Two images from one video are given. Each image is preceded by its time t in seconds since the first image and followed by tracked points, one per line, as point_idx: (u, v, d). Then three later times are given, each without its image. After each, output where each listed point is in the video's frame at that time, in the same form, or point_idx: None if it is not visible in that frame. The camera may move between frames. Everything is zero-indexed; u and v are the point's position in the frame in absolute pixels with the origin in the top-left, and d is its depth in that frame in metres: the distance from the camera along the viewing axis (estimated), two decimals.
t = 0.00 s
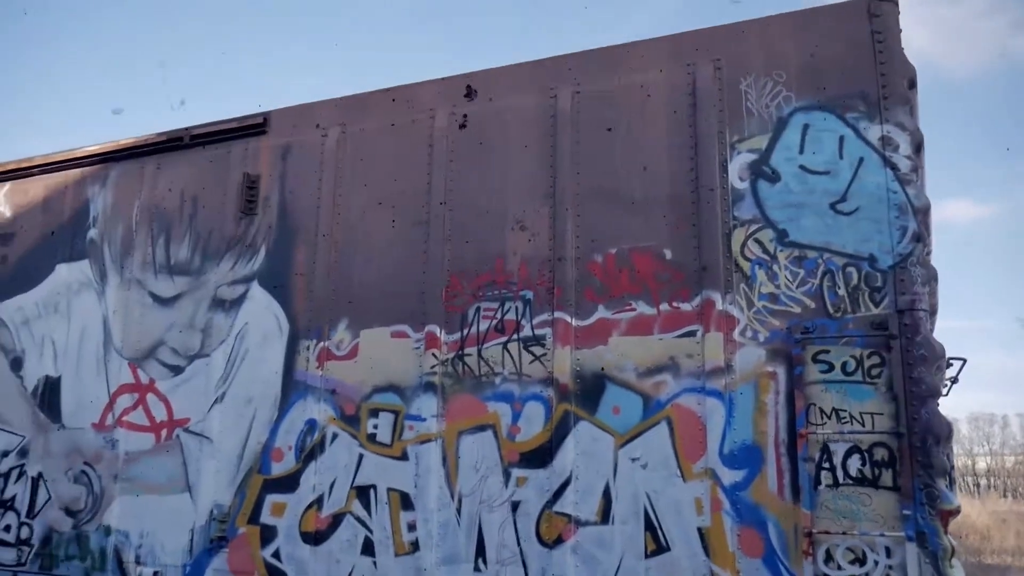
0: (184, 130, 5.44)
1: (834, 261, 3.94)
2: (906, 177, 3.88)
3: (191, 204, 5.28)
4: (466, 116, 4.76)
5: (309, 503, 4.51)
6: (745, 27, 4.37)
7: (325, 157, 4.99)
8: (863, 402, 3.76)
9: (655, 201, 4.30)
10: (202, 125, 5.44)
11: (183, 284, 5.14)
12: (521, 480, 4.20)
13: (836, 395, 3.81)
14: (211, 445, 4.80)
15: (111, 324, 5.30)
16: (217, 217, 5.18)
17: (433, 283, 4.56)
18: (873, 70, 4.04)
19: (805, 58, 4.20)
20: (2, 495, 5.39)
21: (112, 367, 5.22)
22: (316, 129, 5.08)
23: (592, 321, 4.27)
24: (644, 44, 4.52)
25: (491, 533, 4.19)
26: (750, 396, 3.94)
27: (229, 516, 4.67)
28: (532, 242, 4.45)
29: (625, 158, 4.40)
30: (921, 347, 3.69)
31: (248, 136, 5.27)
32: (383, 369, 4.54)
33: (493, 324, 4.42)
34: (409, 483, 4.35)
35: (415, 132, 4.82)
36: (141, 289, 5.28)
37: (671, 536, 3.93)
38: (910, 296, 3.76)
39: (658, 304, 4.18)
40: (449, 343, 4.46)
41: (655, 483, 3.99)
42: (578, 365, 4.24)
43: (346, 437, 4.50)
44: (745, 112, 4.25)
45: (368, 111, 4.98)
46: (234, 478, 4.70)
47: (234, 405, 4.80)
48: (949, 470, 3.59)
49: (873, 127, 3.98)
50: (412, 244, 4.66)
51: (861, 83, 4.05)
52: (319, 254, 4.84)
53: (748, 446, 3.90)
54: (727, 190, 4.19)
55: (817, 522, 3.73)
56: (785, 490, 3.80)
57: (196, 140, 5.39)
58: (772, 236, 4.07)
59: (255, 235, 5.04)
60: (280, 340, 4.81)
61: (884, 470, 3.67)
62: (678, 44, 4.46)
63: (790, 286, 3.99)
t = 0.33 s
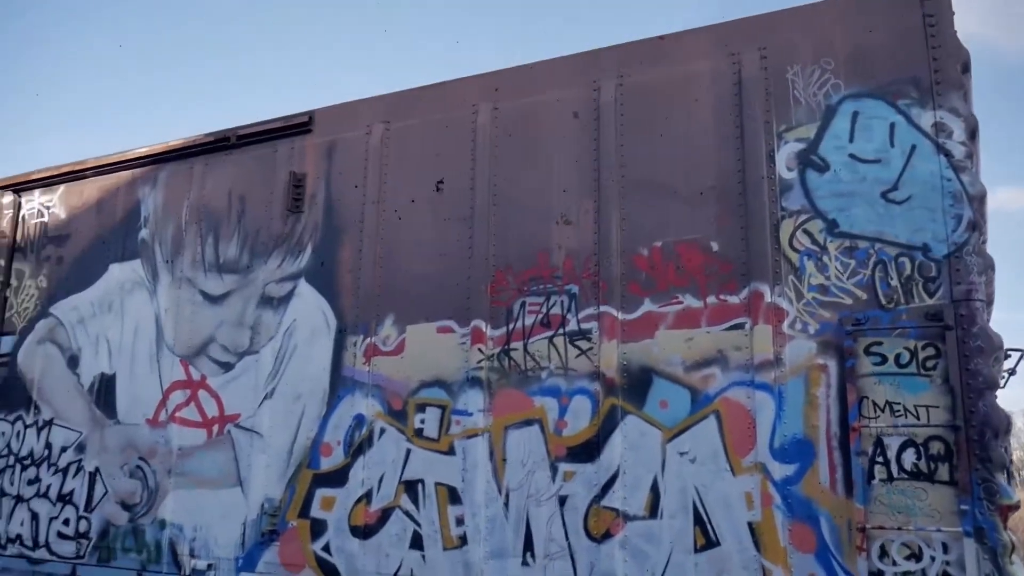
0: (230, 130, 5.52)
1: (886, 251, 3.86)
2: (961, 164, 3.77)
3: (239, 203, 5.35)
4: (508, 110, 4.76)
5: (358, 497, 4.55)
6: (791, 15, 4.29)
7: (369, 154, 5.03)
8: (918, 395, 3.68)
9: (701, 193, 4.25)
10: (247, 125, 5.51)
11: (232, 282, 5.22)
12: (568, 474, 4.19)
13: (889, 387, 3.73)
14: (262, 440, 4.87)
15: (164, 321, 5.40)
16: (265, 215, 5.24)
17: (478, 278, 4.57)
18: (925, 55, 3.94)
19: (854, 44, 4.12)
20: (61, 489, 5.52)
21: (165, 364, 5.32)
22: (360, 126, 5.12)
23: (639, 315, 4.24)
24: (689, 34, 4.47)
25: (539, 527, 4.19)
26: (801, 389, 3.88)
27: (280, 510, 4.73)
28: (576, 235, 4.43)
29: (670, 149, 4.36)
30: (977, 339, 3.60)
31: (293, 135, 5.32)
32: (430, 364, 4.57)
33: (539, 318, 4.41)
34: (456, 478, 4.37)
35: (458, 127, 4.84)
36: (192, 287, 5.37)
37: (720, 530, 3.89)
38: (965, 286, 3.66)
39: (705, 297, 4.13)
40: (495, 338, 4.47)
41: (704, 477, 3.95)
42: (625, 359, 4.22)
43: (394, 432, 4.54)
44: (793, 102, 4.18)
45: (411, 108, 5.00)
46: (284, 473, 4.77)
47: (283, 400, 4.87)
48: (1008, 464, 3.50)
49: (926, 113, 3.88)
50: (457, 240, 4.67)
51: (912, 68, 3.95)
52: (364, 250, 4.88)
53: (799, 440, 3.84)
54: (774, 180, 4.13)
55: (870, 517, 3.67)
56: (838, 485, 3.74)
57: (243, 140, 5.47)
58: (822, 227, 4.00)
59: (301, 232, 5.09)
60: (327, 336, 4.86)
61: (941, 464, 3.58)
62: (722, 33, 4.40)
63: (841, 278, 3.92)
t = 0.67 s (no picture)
0: (273, 127, 5.58)
1: (937, 240, 3.76)
2: (1016, 150, 3.67)
3: (283, 199, 5.42)
4: (549, 103, 4.75)
5: (403, 490, 4.58)
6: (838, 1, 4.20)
7: (411, 149, 5.05)
8: (972, 387, 3.59)
9: (746, 183, 4.19)
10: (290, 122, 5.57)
11: (277, 277, 5.28)
12: (613, 467, 4.17)
13: (942, 379, 3.64)
14: (308, 433, 4.93)
15: (211, 317, 5.49)
16: (308, 211, 5.30)
17: (521, 271, 4.57)
18: (978, 39, 3.84)
19: (903, 30, 4.02)
20: (113, 481, 5.64)
21: (212, 359, 5.40)
22: (401, 122, 5.14)
23: (683, 307, 4.20)
24: (732, 23, 4.41)
25: (584, 521, 4.19)
26: (850, 382, 3.82)
27: (327, 503, 4.78)
28: (619, 228, 4.41)
29: (714, 140, 4.31)
30: None
31: (335, 131, 5.37)
32: (474, 358, 4.58)
33: (582, 311, 4.40)
34: (500, 471, 4.38)
35: (499, 121, 4.83)
36: (238, 283, 5.44)
37: (768, 524, 3.84)
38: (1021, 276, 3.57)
39: (751, 289, 4.08)
40: (538, 331, 4.46)
41: (751, 471, 3.91)
42: (669, 351, 4.19)
43: (438, 425, 4.56)
44: (840, 90, 4.09)
45: (451, 102, 5.02)
46: (329, 466, 4.82)
47: (329, 394, 4.92)
48: None
49: (979, 99, 3.78)
50: (499, 233, 4.68)
51: (964, 53, 3.86)
52: (407, 245, 4.91)
53: (849, 434, 3.78)
54: (821, 170, 4.05)
55: (923, 512, 3.59)
56: (889, 479, 3.67)
57: (286, 137, 5.53)
58: (870, 216, 3.92)
59: (344, 228, 5.14)
60: (371, 331, 4.89)
61: (996, 458, 3.49)
62: (767, 21, 4.33)
63: (890, 268, 3.83)
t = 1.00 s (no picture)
0: (323, 128, 5.66)
1: (999, 227, 3.62)
2: None
3: (332, 198, 5.48)
4: (596, 97, 4.73)
5: (455, 486, 4.61)
6: None
7: (458, 146, 5.07)
8: None
9: (798, 172, 4.12)
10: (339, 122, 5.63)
11: (328, 276, 5.35)
12: (666, 462, 4.14)
13: (1005, 370, 3.52)
14: (360, 430, 4.98)
15: (264, 316, 5.57)
16: (358, 210, 5.35)
17: (569, 266, 4.56)
18: None
19: (959, 13, 3.88)
20: (172, 478, 5.75)
21: (266, 357, 5.49)
22: (448, 119, 5.17)
23: (736, 300, 4.15)
24: (781, 11, 4.33)
25: (637, 516, 4.16)
26: (909, 373, 3.71)
27: (380, 498, 4.83)
28: (669, 221, 4.37)
29: (764, 130, 4.24)
30: None
31: (383, 130, 5.42)
32: (524, 354, 4.58)
33: (633, 305, 4.37)
34: (552, 466, 4.38)
35: (546, 116, 4.84)
36: (289, 282, 5.52)
37: (825, 519, 3.76)
38: None
39: (805, 280, 4.01)
40: (588, 326, 4.45)
41: (807, 465, 3.83)
42: (722, 345, 4.14)
43: (489, 421, 4.57)
44: (893, 75, 3.98)
45: (498, 99, 5.03)
46: (382, 462, 4.86)
47: (380, 391, 4.96)
48: None
49: None
50: (547, 228, 4.68)
51: None
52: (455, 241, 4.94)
53: (908, 426, 3.67)
54: (876, 157, 3.95)
55: (987, 507, 3.46)
56: (951, 472, 3.55)
57: (334, 138, 5.60)
58: (928, 204, 3.80)
59: (393, 226, 5.18)
60: (421, 327, 4.92)
61: None
62: (817, 8, 4.24)
63: (950, 256, 3.71)
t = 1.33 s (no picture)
0: (365, 127, 5.71)
1: None
2: None
3: (376, 196, 5.53)
4: (639, 91, 4.71)
5: (502, 482, 4.62)
6: None
7: (501, 143, 5.09)
8: None
9: (846, 164, 4.04)
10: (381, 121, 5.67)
11: (372, 274, 5.39)
12: (714, 458, 4.10)
13: None
14: (406, 426, 5.02)
15: (310, 314, 5.64)
16: (401, 207, 5.39)
17: (615, 261, 4.54)
18: None
19: None
20: (223, 473, 5.85)
21: (313, 354, 5.55)
22: (490, 116, 5.18)
23: (784, 294, 4.09)
24: None
25: (686, 512, 4.13)
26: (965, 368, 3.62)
27: (427, 494, 4.86)
28: (715, 215, 4.33)
29: (811, 120, 4.17)
30: None
31: (425, 128, 5.45)
32: (569, 349, 4.57)
33: (679, 301, 4.34)
34: (598, 463, 4.37)
35: (589, 110, 4.82)
36: (335, 280, 5.58)
37: (879, 516, 3.69)
38: None
39: (855, 273, 3.93)
40: (634, 322, 4.43)
41: (859, 462, 3.76)
42: (770, 340, 4.09)
43: (535, 417, 4.57)
44: (946, 62, 3.88)
45: (540, 94, 5.03)
46: (428, 458, 4.90)
47: (426, 388, 4.99)
48: None
49: None
50: (592, 223, 4.66)
51: None
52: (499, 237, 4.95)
53: (964, 422, 3.58)
54: (927, 147, 3.85)
55: None
56: (1010, 469, 3.44)
57: (377, 137, 5.65)
58: (983, 194, 3.71)
59: (437, 223, 5.21)
60: (466, 324, 4.94)
61: None
62: None
63: (1007, 248, 3.61)
